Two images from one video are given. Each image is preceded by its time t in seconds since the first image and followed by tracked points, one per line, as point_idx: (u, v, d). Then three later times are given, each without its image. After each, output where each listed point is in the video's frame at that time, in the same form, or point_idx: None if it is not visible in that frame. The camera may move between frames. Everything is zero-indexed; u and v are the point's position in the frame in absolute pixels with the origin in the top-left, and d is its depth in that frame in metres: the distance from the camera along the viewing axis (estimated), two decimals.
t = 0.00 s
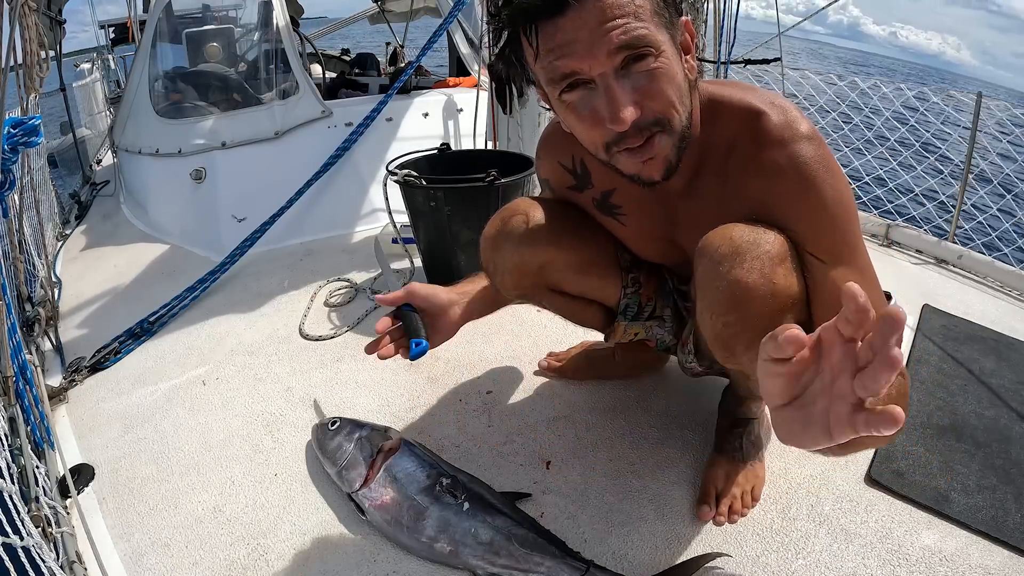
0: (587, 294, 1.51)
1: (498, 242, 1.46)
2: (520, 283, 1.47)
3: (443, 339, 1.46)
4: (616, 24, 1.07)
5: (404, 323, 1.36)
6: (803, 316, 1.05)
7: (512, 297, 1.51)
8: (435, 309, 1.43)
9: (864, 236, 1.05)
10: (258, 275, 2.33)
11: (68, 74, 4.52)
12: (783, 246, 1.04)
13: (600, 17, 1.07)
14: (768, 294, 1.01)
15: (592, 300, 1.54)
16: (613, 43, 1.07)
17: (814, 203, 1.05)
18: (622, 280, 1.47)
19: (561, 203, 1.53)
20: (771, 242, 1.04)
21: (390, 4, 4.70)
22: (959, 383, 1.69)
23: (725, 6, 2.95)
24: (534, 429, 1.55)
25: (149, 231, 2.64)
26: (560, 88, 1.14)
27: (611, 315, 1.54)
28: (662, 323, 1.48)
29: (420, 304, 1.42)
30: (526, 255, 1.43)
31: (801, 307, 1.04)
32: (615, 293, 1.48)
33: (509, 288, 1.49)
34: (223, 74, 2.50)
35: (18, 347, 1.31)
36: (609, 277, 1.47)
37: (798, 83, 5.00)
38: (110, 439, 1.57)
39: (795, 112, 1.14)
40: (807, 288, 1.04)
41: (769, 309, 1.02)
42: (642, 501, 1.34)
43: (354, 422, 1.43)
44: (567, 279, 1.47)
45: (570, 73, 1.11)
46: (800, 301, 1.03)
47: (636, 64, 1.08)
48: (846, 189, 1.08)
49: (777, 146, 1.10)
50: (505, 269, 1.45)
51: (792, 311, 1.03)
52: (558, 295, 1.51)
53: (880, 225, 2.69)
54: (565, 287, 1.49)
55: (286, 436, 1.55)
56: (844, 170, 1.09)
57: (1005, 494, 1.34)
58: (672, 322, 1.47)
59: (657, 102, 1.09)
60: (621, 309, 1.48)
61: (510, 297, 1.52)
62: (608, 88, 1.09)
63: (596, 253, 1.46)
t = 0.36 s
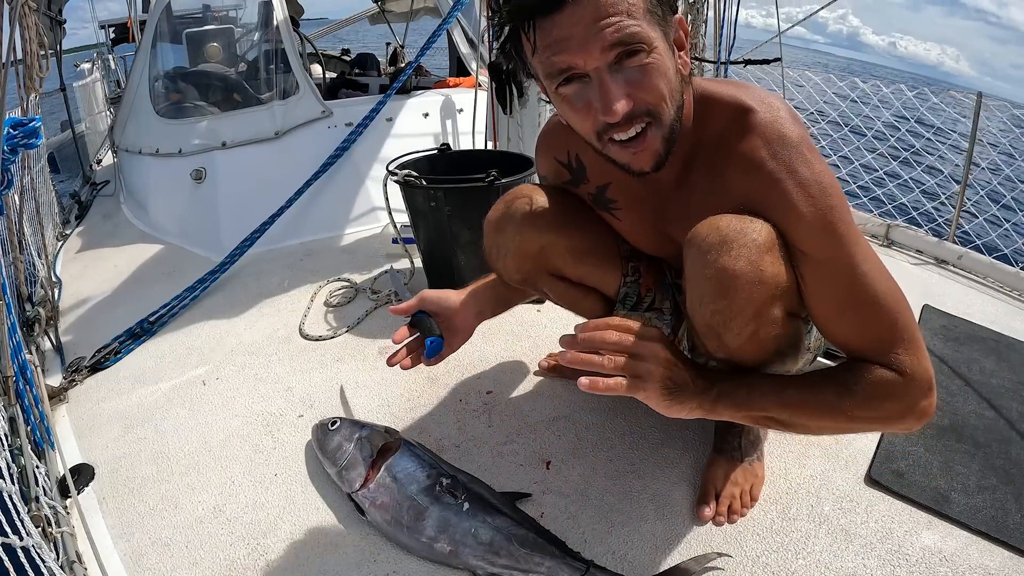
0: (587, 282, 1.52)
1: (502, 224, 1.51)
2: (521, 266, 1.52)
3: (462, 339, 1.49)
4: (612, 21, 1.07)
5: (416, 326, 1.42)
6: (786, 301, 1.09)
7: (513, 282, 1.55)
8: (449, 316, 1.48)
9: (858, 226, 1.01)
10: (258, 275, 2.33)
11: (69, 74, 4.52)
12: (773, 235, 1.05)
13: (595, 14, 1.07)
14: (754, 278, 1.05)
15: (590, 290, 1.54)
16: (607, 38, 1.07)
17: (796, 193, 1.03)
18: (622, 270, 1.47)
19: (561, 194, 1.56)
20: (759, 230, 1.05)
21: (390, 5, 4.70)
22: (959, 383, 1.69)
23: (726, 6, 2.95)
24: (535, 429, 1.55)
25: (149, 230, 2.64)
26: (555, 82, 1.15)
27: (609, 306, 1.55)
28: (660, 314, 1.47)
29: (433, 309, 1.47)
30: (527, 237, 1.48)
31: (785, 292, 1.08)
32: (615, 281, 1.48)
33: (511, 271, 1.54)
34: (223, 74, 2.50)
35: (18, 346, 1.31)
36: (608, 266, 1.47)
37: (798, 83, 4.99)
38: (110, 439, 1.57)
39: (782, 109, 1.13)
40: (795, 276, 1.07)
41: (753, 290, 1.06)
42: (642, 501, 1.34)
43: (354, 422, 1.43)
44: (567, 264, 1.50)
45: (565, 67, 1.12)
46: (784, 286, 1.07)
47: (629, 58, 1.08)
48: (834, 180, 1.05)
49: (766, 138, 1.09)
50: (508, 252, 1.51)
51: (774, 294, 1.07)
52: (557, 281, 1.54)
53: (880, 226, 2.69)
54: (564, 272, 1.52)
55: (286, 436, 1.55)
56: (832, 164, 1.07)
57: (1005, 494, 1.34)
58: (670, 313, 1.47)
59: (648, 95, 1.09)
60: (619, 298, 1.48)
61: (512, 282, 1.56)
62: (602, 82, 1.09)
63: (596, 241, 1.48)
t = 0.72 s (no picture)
0: (586, 269, 1.50)
1: (504, 209, 1.52)
2: (521, 250, 1.53)
3: (458, 321, 1.52)
4: (616, 24, 1.07)
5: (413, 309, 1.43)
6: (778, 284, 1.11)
7: (513, 267, 1.56)
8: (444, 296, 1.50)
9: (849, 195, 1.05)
10: (258, 275, 2.33)
11: (69, 74, 4.52)
12: (762, 221, 1.09)
13: (600, 16, 1.07)
14: (746, 261, 1.07)
15: (591, 279, 1.52)
16: (611, 39, 1.07)
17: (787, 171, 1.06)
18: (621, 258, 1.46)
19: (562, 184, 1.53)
20: (749, 216, 1.08)
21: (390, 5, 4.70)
22: (959, 383, 1.69)
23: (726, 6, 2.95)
24: (535, 429, 1.55)
25: (149, 230, 2.64)
26: (560, 80, 1.15)
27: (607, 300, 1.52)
28: (659, 306, 1.47)
29: (431, 289, 1.49)
30: (528, 221, 1.48)
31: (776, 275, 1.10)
32: (614, 272, 1.46)
33: (512, 254, 1.54)
34: (224, 74, 2.51)
35: (18, 347, 1.31)
36: (610, 254, 1.46)
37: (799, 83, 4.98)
38: (110, 439, 1.57)
39: (766, 93, 1.16)
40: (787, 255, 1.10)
41: (743, 275, 1.08)
42: (642, 501, 1.34)
43: (354, 422, 1.43)
44: (568, 249, 1.48)
45: (570, 67, 1.12)
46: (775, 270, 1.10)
47: (632, 59, 1.08)
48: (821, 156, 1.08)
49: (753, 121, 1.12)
50: (510, 235, 1.51)
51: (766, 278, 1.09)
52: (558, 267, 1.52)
53: (880, 226, 2.69)
54: (565, 257, 1.50)
55: (286, 437, 1.55)
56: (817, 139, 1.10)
57: (1005, 494, 1.34)
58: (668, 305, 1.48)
59: (651, 96, 1.10)
60: (619, 287, 1.46)
61: (513, 265, 1.56)
62: (605, 81, 1.10)
63: (598, 229, 1.46)
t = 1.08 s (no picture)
0: (588, 254, 1.50)
1: (512, 187, 1.51)
2: (525, 231, 1.53)
3: (465, 297, 1.52)
4: (618, 49, 1.06)
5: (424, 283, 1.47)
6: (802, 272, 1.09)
7: (518, 247, 1.57)
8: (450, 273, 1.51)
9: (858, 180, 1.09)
10: (258, 275, 2.33)
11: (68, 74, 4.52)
12: (787, 207, 1.08)
13: (603, 37, 1.06)
14: (770, 246, 1.06)
15: (592, 266, 1.51)
16: (612, 63, 1.07)
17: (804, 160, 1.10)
18: (624, 248, 1.45)
19: (573, 173, 1.52)
20: (773, 203, 1.07)
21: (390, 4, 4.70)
22: (960, 383, 1.69)
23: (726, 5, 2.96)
24: (535, 428, 1.55)
25: (149, 230, 2.64)
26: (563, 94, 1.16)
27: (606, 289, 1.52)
28: (658, 301, 1.46)
29: (437, 266, 1.49)
30: (533, 202, 1.48)
31: (800, 261, 1.08)
32: (614, 261, 1.46)
33: (515, 236, 1.55)
34: (224, 74, 2.51)
35: (18, 347, 1.31)
36: (613, 242, 1.46)
37: (799, 83, 4.98)
38: (110, 439, 1.57)
39: (771, 89, 1.21)
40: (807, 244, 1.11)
41: (768, 261, 1.06)
42: (642, 501, 1.34)
43: (354, 422, 1.43)
44: (571, 233, 1.48)
45: (572, 85, 1.13)
46: (799, 259, 1.08)
47: (632, 81, 1.09)
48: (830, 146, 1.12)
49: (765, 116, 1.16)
50: (515, 214, 1.51)
51: (790, 265, 1.07)
52: (562, 251, 1.52)
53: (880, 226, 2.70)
54: (568, 241, 1.50)
55: (286, 437, 1.55)
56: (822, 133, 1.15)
57: (1005, 494, 1.34)
58: (667, 299, 1.45)
59: (650, 115, 1.12)
60: (618, 277, 1.46)
61: (515, 245, 1.57)
62: (605, 102, 1.11)
63: (602, 218, 1.46)
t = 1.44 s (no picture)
0: (591, 250, 1.50)
1: (517, 181, 1.50)
2: (529, 226, 1.52)
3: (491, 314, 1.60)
4: (630, 62, 1.06)
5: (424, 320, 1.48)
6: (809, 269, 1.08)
7: (524, 244, 1.55)
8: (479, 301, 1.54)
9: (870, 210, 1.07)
10: (259, 275, 2.33)
11: (67, 74, 4.52)
12: (796, 203, 1.08)
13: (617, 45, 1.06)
14: (779, 240, 1.05)
15: (594, 262, 1.52)
16: (622, 74, 1.08)
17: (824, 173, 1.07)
18: (627, 246, 1.45)
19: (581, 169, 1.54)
20: (781, 199, 1.07)
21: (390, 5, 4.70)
22: (960, 383, 1.69)
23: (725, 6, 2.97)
24: (535, 428, 1.55)
25: (149, 230, 2.64)
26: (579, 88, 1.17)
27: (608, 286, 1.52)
28: (659, 301, 1.46)
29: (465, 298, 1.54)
30: (539, 196, 1.47)
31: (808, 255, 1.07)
32: (617, 257, 1.46)
33: (519, 230, 1.54)
34: (224, 74, 2.51)
35: (18, 347, 1.31)
36: (615, 239, 1.45)
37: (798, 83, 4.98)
38: (110, 439, 1.57)
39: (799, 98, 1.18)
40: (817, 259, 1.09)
41: (777, 255, 1.05)
42: (642, 501, 1.34)
43: (354, 422, 1.43)
44: (576, 229, 1.48)
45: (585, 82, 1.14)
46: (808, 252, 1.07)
47: (641, 92, 1.09)
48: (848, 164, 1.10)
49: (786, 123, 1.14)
50: (520, 208, 1.50)
51: (799, 259, 1.06)
52: (566, 247, 1.51)
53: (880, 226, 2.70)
54: (573, 237, 1.50)
55: (286, 436, 1.55)
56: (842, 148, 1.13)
57: (1005, 494, 1.34)
58: (668, 299, 1.45)
59: (653, 123, 1.14)
60: (620, 275, 1.45)
61: (518, 239, 1.55)
62: (611, 108, 1.12)
63: (607, 213, 1.47)
